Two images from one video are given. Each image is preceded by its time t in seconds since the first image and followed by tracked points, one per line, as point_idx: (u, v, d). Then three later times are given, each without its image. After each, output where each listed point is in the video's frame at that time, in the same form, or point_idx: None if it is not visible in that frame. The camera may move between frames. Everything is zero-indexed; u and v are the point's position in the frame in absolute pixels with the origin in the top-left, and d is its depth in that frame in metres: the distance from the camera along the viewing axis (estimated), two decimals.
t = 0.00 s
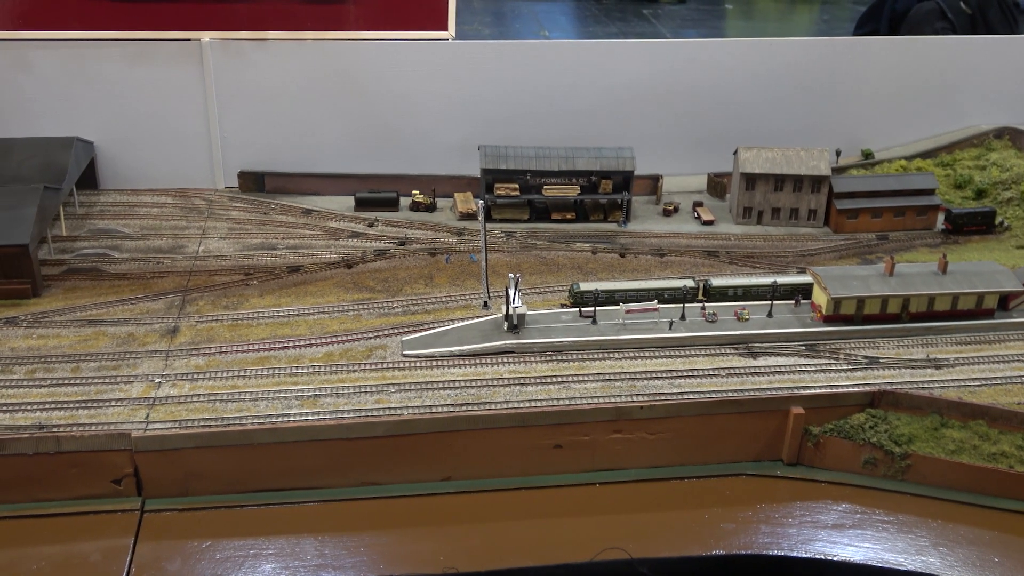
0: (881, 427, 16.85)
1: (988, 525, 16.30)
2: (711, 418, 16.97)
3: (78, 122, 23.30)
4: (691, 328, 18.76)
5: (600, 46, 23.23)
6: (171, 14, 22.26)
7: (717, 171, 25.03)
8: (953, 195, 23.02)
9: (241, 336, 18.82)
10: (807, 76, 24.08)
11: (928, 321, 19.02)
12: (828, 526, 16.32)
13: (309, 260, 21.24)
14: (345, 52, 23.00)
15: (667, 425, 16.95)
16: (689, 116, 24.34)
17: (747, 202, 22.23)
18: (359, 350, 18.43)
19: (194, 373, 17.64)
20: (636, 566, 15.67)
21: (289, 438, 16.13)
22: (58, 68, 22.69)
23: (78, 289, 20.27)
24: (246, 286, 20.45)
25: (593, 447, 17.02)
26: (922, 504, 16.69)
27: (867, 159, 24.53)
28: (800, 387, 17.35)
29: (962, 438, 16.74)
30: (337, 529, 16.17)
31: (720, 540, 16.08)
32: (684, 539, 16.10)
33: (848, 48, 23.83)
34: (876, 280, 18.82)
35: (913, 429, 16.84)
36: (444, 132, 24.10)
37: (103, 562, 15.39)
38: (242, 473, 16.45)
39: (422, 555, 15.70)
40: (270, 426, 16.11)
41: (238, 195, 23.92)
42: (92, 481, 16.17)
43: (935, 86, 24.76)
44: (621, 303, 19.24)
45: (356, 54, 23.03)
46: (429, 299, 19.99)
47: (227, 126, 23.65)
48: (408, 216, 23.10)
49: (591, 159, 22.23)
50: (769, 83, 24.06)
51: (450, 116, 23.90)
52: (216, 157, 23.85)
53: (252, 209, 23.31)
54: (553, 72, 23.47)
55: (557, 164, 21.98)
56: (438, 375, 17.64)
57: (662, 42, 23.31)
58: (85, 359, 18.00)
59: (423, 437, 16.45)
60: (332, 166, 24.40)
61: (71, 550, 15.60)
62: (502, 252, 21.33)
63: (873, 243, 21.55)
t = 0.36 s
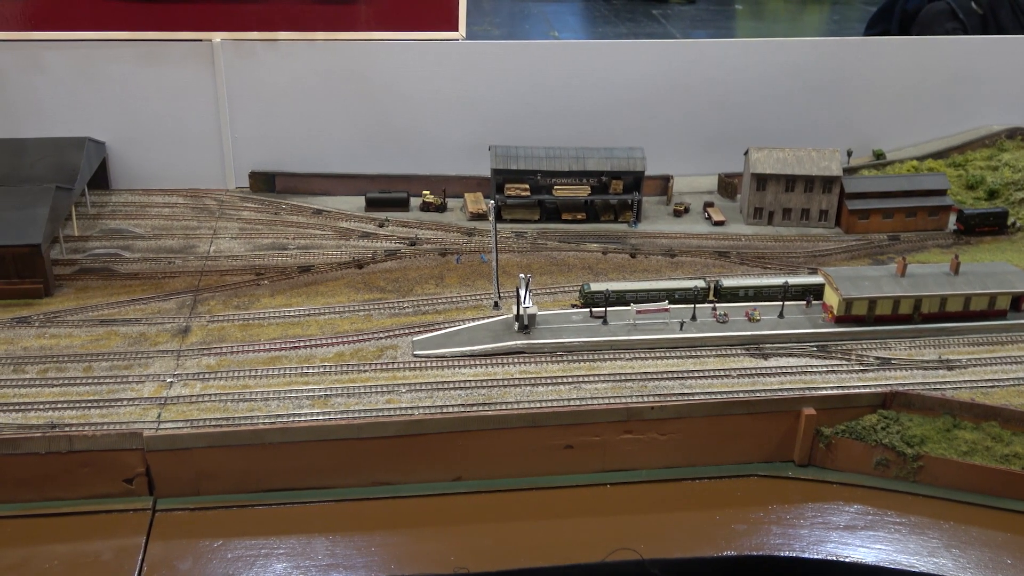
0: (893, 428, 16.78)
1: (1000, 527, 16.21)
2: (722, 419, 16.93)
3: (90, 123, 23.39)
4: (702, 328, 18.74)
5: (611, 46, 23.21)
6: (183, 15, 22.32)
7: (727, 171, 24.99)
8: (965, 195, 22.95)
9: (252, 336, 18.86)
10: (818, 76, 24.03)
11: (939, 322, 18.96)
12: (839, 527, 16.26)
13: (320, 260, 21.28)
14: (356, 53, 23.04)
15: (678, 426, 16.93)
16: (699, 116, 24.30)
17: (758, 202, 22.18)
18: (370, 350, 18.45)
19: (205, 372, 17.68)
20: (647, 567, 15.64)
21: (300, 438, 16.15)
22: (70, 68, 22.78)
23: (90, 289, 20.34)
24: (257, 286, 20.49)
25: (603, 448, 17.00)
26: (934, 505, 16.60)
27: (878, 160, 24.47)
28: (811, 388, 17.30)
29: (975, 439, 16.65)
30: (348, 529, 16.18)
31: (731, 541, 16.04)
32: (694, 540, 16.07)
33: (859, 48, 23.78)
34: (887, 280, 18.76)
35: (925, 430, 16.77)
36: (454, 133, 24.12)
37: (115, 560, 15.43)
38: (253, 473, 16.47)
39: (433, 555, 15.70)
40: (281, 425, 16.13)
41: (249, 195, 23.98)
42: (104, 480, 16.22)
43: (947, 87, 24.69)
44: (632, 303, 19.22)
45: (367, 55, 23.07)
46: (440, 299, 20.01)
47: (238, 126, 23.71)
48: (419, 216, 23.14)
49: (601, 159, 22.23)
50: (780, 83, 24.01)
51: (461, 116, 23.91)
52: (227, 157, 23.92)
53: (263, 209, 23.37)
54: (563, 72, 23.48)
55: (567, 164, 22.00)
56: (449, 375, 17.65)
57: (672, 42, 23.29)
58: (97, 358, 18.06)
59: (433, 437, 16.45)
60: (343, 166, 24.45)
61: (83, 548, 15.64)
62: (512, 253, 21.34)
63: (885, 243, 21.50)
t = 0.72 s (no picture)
0: (906, 429, 16.70)
1: (1013, 529, 16.14)
2: (734, 420, 16.88)
3: (102, 122, 23.46)
4: (713, 329, 18.72)
5: (622, 46, 23.20)
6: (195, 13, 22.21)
7: (738, 172, 24.95)
8: (977, 196, 22.88)
9: (263, 335, 18.89)
10: (830, 77, 23.98)
11: (952, 323, 18.88)
12: (851, 529, 16.20)
13: (331, 260, 21.31)
14: (367, 52, 23.05)
15: (689, 426, 16.89)
16: (710, 116, 24.27)
17: (769, 203, 22.13)
18: (381, 349, 18.46)
19: (217, 371, 17.71)
20: (658, 568, 15.61)
21: (311, 437, 16.15)
22: (82, 68, 22.84)
23: (102, 287, 20.39)
24: (268, 285, 20.53)
25: (615, 448, 16.96)
26: (947, 507, 16.53)
27: (890, 161, 24.42)
28: (823, 388, 17.24)
29: (988, 441, 16.55)
30: (359, 528, 16.18)
31: (742, 542, 16.01)
32: (706, 541, 16.03)
33: (871, 49, 23.72)
34: (900, 281, 18.69)
35: (938, 431, 16.69)
36: (464, 133, 24.13)
37: (127, 558, 15.45)
38: (264, 471, 16.48)
39: (444, 555, 15.70)
40: (292, 424, 16.13)
41: (261, 195, 24.04)
42: (116, 479, 16.25)
43: (959, 88, 24.61)
44: (643, 303, 19.20)
45: (378, 55, 23.08)
46: (451, 299, 20.03)
47: (249, 126, 23.76)
48: (430, 216, 23.16)
49: (613, 159, 22.24)
50: (791, 84, 23.97)
51: (471, 116, 23.93)
52: (238, 157, 23.97)
53: (274, 208, 23.43)
54: (574, 72, 23.46)
55: (579, 164, 22.02)
56: (460, 375, 17.65)
57: (684, 42, 23.26)
58: (109, 357, 18.11)
59: (444, 437, 16.44)
60: (354, 166, 24.49)
61: (95, 546, 15.67)
62: (523, 253, 21.35)
63: (897, 244, 21.45)
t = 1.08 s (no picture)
0: (918, 431, 16.63)
1: None
2: (745, 421, 16.82)
3: (112, 122, 23.48)
4: (724, 330, 18.67)
5: (632, 46, 23.15)
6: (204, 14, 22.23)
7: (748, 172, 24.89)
8: (989, 198, 22.82)
9: (273, 335, 18.87)
10: (840, 77, 23.91)
11: (964, 325, 18.78)
12: (863, 531, 16.12)
13: (341, 259, 21.29)
14: (377, 52, 23.03)
15: (700, 428, 16.83)
16: (720, 117, 24.21)
17: (780, 204, 22.06)
18: (391, 349, 18.44)
19: (227, 371, 17.69)
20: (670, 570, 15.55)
21: (321, 437, 16.11)
22: (92, 67, 22.85)
23: (112, 287, 20.40)
24: (278, 285, 20.51)
25: (625, 449, 16.91)
26: (959, 510, 16.44)
27: (901, 161, 24.36)
28: (834, 390, 17.17)
29: (1001, 443, 16.47)
30: (369, 529, 16.14)
31: (753, 544, 15.94)
32: (717, 543, 15.97)
33: (882, 49, 23.64)
34: (912, 282, 18.61)
35: (951, 434, 16.60)
36: (474, 133, 24.11)
37: (137, 558, 15.43)
38: (274, 471, 16.45)
39: (454, 556, 15.66)
40: (302, 424, 16.09)
41: (270, 195, 24.06)
42: (127, 478, 16.24)
43: (971, 89, 24.53)
44: (654, 304, 19.14)
45: (388, 54, 23.06)
46: (461, 299, 20.01)
47: (258, 125, 23.76)
48: (439, 216, 23.16)
49: (623, 159, 22.22)
50: (801, 84, 23.90)
51: (481, 116, 23.90)
52: (248, 156, 23.98)
53: (284, 208, 23.44)
54: (584, 73, 23.42)
55: (589, 164, 22.00)
56: (471, 375, 17.61)
57: (693, 42, 23.20)
58: (119, 356, 18.10)
59: (454, 437, 16.39)
60: (363, 166, 24.49)
61: (106, 545, 15.66)
62: (533, 253, 21.33)
63: (908, 245, 21.38)
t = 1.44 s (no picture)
0: (931, 434, 16.59)
1: None
2: (757, 423, 16.75)
3: (122, 121, 23.49)
4: (736, 331, 18.62)
5: (643, 47, 23.10)
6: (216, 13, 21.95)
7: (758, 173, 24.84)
8: (1002, 199, 22.78)
9: (284, 334, 18.86)
10: (852, 78, 23.85)
11: (977, 327, 18.70)
12: (877, 534, 16.05)
13: (351, 259, 21.27)
14: (387, 52, 23.00)
15: (712, 429, 16.78)
16: (730, 118, 24.15)
17: (791, 205, 22.00)
18: (402, 350, 18.41)
19: (238, 371, 17.66)
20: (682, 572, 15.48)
21: (333, 438, 16.07)
22: (103, 66, 22.84)
23: (123, 286, 20.40)
24: (289, 285, 20.50)
25: (636, 451, 16.85)
26: (973, 513, 16.36)
27: (913, 163, 24.31)
28: (847, 392, 17.11)
29: (1015, 446, 16.38)
30: (381, 529, 16.11)
31: (766, 546, 15.88)
32: (730, 545, 15.91)
33: (894, 50, 23.56)
34: (925, 284, 18.53)
35: (964, 436, 16.53)
36: (484, 133, 24.09)
37: (148, 557, 15.41)
38: (285, 472, 16.42)
39: (466, 557, 15.62)
40: (314, 425, 16.04)
41: (281, 195, 24.08)
42: (138, 478, 16.22)
43: (983, 90, 24.45)
44: (665, 305, 19.09)
45: (398, 54, 23.02)
46: (472, 299, 19.99)
47: (268, 125, 23.75)
48: (450, 216, 23.15)
49: (634, 160, 22.17)
50: (813, 85, 23.83)
51: (491, 117, 23.88)
52: (258, 156, 23.98)
53: (294, 208, 23.45)
54: (594, 73, 23.38)
55: (600, 165, 21.97)
56: (482, 376, 17.57)
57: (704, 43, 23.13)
58: (131, 355, 18.09)
59: (466, 438, 16.34)
60: (373, 166, 24.48)
61: (117, 545, 15.64)
62: (544, 253, 21.30)
63: (920, 247, 21.32)
